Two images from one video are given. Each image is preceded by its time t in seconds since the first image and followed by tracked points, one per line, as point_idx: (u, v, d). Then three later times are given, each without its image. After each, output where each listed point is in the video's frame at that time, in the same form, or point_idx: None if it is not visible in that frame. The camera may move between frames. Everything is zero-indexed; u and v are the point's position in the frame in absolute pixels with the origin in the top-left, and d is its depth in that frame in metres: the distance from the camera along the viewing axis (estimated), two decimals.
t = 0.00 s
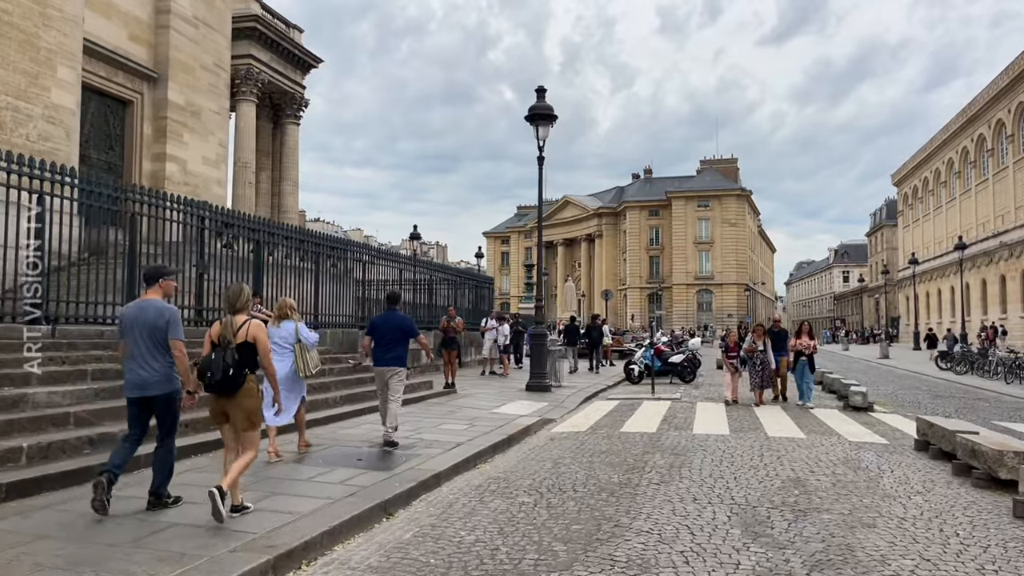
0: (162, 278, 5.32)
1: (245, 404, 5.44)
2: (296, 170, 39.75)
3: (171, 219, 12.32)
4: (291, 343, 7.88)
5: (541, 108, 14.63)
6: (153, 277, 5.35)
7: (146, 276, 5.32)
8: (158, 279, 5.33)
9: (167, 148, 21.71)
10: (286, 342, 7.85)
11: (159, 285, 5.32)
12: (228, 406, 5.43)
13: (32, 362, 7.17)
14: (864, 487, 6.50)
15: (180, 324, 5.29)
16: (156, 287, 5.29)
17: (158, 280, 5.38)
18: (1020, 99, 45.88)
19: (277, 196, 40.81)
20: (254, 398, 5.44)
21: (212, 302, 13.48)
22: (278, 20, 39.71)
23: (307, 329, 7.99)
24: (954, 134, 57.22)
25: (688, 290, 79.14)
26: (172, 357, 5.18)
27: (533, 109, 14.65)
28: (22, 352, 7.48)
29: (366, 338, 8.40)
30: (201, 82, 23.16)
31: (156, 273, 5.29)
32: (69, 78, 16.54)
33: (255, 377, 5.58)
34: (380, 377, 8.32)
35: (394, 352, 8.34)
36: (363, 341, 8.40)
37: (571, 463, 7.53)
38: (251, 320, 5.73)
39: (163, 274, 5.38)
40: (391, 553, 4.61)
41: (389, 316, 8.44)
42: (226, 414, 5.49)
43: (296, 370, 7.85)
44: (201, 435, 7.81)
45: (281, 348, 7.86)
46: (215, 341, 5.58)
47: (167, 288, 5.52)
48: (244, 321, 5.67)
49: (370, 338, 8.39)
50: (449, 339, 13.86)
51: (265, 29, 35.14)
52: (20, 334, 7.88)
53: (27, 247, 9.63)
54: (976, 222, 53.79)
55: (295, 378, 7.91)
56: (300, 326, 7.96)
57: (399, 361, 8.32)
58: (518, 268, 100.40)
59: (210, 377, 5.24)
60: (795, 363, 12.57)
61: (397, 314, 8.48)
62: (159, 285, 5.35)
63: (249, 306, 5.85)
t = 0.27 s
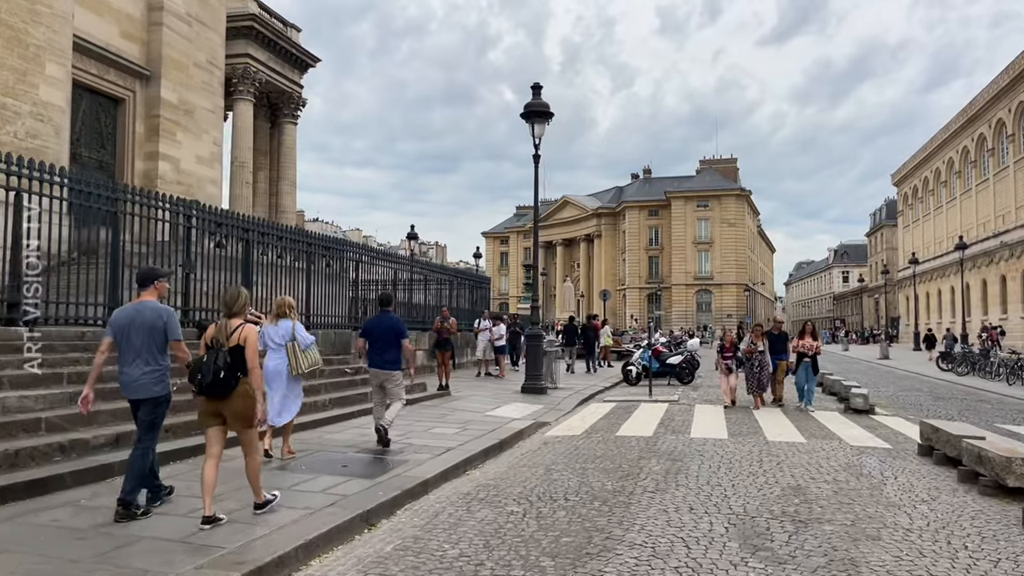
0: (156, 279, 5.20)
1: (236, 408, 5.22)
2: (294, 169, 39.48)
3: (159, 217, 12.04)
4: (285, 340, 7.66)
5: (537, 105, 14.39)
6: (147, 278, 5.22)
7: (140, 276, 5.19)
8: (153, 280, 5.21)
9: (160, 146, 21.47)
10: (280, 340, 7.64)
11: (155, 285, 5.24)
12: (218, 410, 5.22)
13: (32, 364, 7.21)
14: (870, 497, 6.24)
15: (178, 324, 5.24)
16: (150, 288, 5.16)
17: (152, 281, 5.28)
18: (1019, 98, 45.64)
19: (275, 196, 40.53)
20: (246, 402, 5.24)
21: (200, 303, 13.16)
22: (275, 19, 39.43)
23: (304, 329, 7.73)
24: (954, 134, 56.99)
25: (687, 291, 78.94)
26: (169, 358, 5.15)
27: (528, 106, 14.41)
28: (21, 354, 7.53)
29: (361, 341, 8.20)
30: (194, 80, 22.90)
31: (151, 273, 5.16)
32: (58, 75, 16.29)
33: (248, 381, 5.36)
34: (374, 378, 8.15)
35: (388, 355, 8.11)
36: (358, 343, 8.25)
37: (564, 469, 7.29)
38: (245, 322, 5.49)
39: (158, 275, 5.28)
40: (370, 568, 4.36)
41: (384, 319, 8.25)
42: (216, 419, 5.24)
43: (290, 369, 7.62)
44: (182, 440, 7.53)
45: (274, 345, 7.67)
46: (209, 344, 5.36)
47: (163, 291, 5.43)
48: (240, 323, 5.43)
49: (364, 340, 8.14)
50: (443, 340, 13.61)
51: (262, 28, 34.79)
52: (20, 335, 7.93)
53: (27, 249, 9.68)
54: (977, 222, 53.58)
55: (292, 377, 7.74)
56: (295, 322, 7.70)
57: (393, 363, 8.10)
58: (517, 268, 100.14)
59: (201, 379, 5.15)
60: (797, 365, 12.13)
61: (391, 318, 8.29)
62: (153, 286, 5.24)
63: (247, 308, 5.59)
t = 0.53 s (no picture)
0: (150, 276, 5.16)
1: (242, 402, 5.32)
2: (291, 168, 39.18)
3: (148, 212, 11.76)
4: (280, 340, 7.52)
5: (533, 99, 14.15)
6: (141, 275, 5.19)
7: (134, 274, 5.15)
8: (147, 278, 5.17)
9: (153, 142, 21.23)
10: (276, 339, 7.51)
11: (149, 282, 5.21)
12: (225, 407, 5.33)
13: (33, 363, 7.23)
14: (873, 499, 6.01)
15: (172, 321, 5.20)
16: (144, 285, 5.13)
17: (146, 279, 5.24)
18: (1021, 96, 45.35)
19: (273, 195, 40.23)
20: (251, 396, 5.34)
21: (188, 300, 12.80)
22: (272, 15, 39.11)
23: (298, 325, 7.70)
24: (956, 132, 56.71)
25: (687, 290, 78.71)
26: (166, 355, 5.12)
27: (524, 100, 14.16)
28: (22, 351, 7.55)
29: (357, 337, 8.41)
30: (188, 76, 22.64)
31: (144, 270, 5.11)
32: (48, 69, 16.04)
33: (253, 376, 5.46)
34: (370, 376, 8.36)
35: (382, 352, 8.31)
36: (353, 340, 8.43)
37: (556, 471, 7.05)
38: (249, 319, 5.61)
39: (151, 273, 5.24)
40: None
41: (377, 314, 8.33)
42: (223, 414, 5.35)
43: (288, 366, 7.43)
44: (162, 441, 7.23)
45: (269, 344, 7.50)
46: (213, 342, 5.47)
47: (156, 288, 5.38)
48: (243, 321, 5.55)
49: (360, 337, 8.37)
50: (437, 338, 13.38)
51: (260, 25, 34.42)
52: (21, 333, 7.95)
53: (28, 248, 9.75)
54: (977, 221, 53.34)
55: (287, 377, 7.51)
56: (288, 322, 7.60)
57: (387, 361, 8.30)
58: (516, 267, 99.87)
59: (207, 377, 5.23)
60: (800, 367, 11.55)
61: (384, 312, 8.36)
62: (148, 283, 5.21)
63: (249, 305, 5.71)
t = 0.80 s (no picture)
0: (138, 274, 5.16)
1: (236, 404, 5.26)
2: (287, 168, 38.86)
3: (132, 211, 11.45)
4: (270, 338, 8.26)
5: (528, 96, 13.90)
6: (130, 275, 5.20)
7: (124, 272, 5.18)
8: (137, 277, 5.19)
9: (145, 141, 20.96)
10: (270, 339, 8.21)
11: (139, 281, 5.23)
12: (218, 408, 5.25)
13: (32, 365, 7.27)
14: (877, 509, 5.75)
15: (158, 320, 5.17)
16: (134, 285, 5.17)
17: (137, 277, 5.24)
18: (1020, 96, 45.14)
19: (271, 195, 39.82)
20: (244, 398, 5.30)
21: (171, 300, 12.50)
22: (268, 15, 38.83)
23: (289, 325, 8.41)
24: (955, 132, 56.53)
25: (686, 290, 78.51)
26: (151, 353, 5.08)
27: (518, 98, 13.91)
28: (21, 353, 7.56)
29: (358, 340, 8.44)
30: (181, 74, 22.38)
31: (132, 269, 5.12)
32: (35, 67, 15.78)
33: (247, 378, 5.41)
34: (371, 379, 8.37)
35: (384, 355, 8.34)
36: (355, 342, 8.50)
37: (548, 477, 6.81)
38: (244, 319, 5.52)
39: (142, 271, 5.25)
40: None
41: (381, 319, 8.41)
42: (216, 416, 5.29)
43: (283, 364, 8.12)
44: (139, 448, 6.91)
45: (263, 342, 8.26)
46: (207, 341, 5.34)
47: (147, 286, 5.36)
48: (239, 321, 5.44)
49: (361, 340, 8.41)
50: (429, 340, 13.12)
51: (256, 25, 34.10)
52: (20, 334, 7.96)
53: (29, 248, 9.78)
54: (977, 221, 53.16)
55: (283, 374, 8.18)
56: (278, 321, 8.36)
57: (388, 364, 8.31)
58: (514, 267, 99.60)
59: (201, 377, 5.13)
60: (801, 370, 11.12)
61: (387, 317, 8.45)
62: (138, 282, 5.22)
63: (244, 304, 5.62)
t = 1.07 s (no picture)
0: (142, 280, 5.20)
1: (234, 407, 5.16)
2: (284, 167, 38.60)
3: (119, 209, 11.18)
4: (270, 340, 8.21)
5: (523, 92, 13.67)
6: (133, 279, 5.23)
7: (128, 277, 5.21)
8: (140, 282, 5.22)
9: (137, 139, 20.71)
10: (267, 341, 8.15)
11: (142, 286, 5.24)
12: (217, 411, 5.15)
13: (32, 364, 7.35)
14: (882, 517, 5.52)
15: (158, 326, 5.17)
16: (137, 289, 5.19)
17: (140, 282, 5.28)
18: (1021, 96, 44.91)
19: (268, 195, 39.57)
20: (243, 401, 5.19)
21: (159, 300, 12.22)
22: (265, 13, 38.54)
23: (288, 328, 8.31)
24: (955, 132, 56.35)
25: (685, 291, 78.33)
26: (150, 359, 5.08)
27: (514, 94, 13.69)
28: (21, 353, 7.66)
29: (357, 338, 8.59)
30: (174, 71, 22.13)
31: (136, 274, 5.15)
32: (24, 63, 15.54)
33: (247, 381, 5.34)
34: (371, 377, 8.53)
35: (386, 352, 8.56)
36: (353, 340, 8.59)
37: (541, 482, 6.59)
38: (244, 324, 5.55)
39: (146, 277, 5.28)
40: None
41: (378, 316, 8.64)
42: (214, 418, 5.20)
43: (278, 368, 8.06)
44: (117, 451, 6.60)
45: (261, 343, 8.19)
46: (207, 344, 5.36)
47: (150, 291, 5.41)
48: (238, 325, 5.46)
49: (359, 337, 8.56)
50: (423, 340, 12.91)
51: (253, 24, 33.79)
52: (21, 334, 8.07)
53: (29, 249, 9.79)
54: (976, 221, 52.98)
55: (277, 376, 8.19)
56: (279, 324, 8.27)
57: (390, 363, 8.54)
58: (513, 268, 99.33)
59: (201, 380, 5.08)
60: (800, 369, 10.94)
61: (386, 315, 8.69)
62: (141, 286, 5.24)
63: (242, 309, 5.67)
